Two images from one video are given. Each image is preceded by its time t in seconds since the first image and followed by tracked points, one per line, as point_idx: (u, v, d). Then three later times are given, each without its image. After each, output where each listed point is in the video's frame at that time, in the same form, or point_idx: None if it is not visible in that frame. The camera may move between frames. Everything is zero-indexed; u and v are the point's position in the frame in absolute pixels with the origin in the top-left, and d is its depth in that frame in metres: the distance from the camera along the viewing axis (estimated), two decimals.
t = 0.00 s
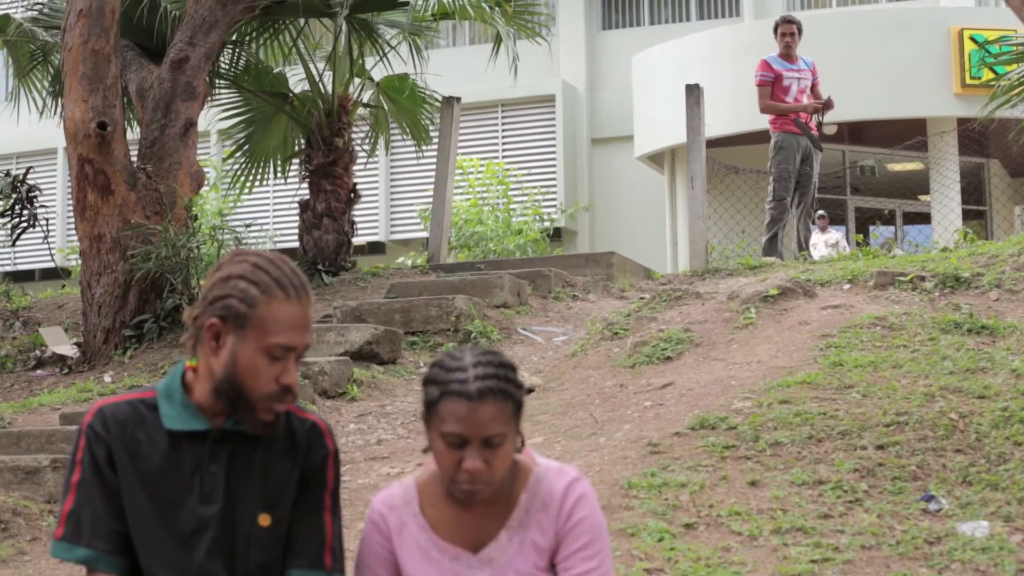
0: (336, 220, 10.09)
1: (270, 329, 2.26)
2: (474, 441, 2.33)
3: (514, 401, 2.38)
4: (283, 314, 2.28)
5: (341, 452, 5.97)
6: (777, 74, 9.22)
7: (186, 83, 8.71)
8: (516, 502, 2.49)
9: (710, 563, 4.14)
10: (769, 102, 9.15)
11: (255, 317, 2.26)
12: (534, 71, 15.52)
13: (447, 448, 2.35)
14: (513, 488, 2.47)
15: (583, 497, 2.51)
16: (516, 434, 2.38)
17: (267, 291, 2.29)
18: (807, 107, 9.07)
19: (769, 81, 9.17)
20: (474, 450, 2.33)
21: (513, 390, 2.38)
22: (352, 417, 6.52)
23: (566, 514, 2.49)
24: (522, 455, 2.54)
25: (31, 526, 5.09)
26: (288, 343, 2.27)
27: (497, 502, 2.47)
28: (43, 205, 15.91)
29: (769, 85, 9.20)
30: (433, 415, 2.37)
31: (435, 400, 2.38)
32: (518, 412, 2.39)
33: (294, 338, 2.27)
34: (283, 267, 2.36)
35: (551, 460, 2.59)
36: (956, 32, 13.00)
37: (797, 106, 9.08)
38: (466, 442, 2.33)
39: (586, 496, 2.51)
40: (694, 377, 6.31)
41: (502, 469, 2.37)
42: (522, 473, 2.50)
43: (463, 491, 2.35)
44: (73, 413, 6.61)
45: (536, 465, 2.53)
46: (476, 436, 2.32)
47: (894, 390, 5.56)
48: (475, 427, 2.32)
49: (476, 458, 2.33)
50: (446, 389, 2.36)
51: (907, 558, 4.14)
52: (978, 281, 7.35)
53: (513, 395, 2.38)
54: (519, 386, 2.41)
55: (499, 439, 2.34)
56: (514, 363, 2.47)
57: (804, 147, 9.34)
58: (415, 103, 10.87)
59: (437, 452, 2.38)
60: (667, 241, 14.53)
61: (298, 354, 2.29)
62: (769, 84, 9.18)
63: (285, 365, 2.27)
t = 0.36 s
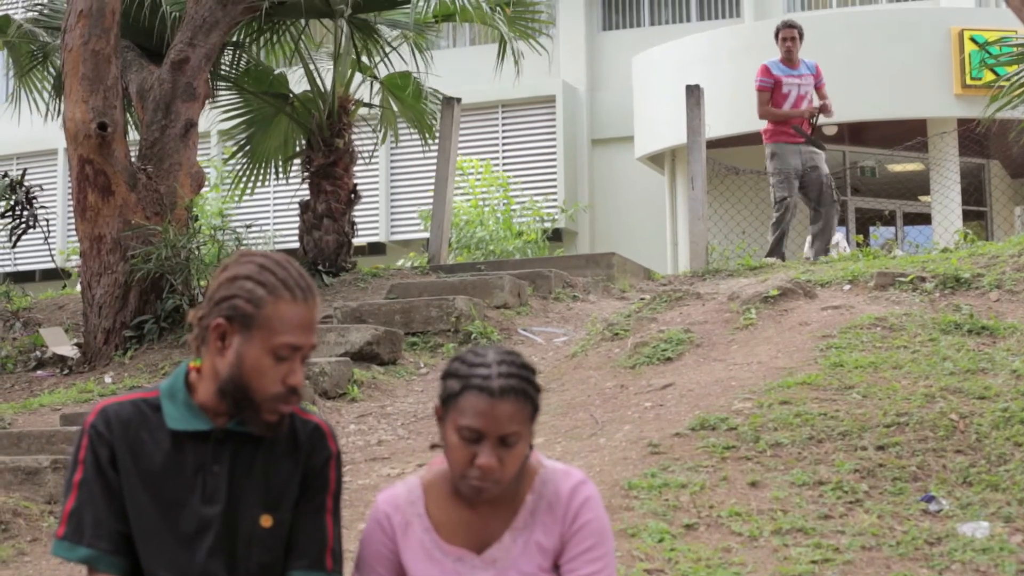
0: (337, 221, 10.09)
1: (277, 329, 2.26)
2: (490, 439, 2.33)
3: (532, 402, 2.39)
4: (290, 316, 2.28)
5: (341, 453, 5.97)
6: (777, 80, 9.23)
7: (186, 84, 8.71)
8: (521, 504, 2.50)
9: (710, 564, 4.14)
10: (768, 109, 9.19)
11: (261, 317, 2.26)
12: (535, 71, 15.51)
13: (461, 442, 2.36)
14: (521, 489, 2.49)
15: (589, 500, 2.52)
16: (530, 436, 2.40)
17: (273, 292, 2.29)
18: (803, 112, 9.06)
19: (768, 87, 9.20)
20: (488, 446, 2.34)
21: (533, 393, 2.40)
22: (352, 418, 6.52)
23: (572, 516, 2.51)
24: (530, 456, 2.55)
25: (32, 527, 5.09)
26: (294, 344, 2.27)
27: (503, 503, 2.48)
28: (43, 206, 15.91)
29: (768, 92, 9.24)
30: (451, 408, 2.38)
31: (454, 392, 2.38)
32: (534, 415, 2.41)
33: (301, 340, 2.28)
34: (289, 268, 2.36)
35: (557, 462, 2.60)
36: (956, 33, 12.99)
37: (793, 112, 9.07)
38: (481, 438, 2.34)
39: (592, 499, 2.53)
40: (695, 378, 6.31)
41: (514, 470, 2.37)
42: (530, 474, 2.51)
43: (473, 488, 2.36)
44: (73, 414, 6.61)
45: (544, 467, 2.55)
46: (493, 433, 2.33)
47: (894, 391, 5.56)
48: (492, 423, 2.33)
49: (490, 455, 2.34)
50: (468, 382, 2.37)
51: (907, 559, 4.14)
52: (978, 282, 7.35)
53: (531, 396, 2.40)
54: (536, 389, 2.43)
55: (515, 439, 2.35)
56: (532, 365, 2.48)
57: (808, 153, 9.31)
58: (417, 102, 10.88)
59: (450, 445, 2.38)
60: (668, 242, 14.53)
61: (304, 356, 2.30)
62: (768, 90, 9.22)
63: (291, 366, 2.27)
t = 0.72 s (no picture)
0: (337, 221, 10.08)
1: (281, 329, 2.26)
2: (494, 432, 2.34)
3: (539, 399, 2.40)
4: (295, 317, 2.28)
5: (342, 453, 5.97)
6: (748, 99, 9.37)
7: (187, 84, 8.71)
8: (523, 503, 2.51)
9: (710, 564, 4.14)
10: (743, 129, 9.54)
11: (266, 318, 2.26)
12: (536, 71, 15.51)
13: (465, 435, 2.36)
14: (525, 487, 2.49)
15: (590, 501, 2.53)
16: (536, 434, 2.40)
17: (279, 292, 2.29)
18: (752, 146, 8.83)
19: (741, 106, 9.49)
20: (492, 440, 2.34)
21: (539, 389, 2.41)
22: (352, 418, 6.52)
23: (573, 517, 2.51)
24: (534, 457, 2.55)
25: (32, 527, 5.09)
26: (299, 344, 2.27)
27: (506, 503, 2.48)
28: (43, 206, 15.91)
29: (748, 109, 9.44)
30: (457, 401, 2.39)
31: (461, 385, 2.39)
32: (540, 412, 2.41)
33: (305, 340, 2.28)
34: (294, 270, 2.36)
35: (559, 463, 2.61)
36: (957, 33, 12.99)
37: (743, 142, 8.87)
38: (485, 431, 2.34)
39: (594, 500, 2.53)
40: (695, 378, 6.31)
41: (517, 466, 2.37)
42: (533, 473, 2.52)
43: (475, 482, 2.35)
44: (73, 414, 6.61)
45: (547, 468, 2.55)
46: (497, 426, 2.33)
47: (894, 391, 5.56)
48: (497, 416, 2.33)
49: (493, 448, 2.33)
50: (475, 376, 2.38)
51: (907, 559, 4.14)
52: (978, 282, 7.34)
53: (538, 393, 2.40)
54: (545, 388, 2.44)
55: (519, 433, 2.35)
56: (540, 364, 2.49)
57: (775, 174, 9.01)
58: (416, 104, 10.88)
59: (454, 439, 2.38)
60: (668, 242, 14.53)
61: (308, 357, 2.30)
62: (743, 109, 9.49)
63: (295, 367, 2.27)
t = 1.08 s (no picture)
0: (351, 220, 10.07)
1: (295, 328, 2.26)
2: (500, 414, 2.41)
3: (545, 383, 2.47)
4: (309, 316, 2.28)
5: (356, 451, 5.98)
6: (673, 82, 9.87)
7: (199, 83, 8.71)
8: (544, 494, 2.52)
9: (725, 562, 4.12)
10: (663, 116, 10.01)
11: (280, 316, 2.26)
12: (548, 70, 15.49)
13: (473, 419, 2.43)
14: (542, 478, 2.52)
15: (609, 495, 2.55)
16: (544, 419, 2.45)
17: (293, 291, 2.29)
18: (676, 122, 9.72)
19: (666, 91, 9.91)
20: (498, 422, 2.41)
21: (546, 375, 2.48)
22: (367, 416, 6.52)
23: (593, 508, 2.53)
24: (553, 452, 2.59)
25: (45, 526, 5.10)
26: (313, 343, 2.26)
27: (525, 492, 2.50)
28: (56, 205, 15.95)
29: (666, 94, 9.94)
30: (467, 388, 2.47)
31: (471, 372, 2.49)
32: (549, 398, 2.47)
33: (321, 338, 2.28)
34: (310, 268, 2.36)
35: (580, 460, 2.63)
36: (969, 31, 12.94)
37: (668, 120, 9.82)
38: (491, 414, 2.41)
39: (614, 493, 2.55)
40: (710, 376, 6.30)
41: (525, 451, 2.41)
42: (551, 467, 2.55)
43: (486, 467, 2.41)
44: (87, 413, 6.63)
45: (567, 463, 2.58)
46: (502, 407, 2.41)
47: (909, 389, 5.54)
48: (502, 397, 2.41)
49: (498, 430, 2.40)
50: (482, 362, 2.48)
51: (922, 557, 4.11)
52: (992, 279, 7.30)
53: (544, 378, 2.47)
54: (554, 376, 2.51)
55: (525, 416, 2.42)
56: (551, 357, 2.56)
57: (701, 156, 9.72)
58: (429, 101, 10.88)
59: (466, 426, 2.46)
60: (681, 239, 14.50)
61: (323, 356, 2.29)
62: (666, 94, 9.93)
63: (309, 366, 2.26)
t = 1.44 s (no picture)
0: (381, 219, 10.11)
1: (325, 325, 2.29)
2: (512, 404, 2.50)
3: (555, 371, 2.55)
4: (339, 314, 2.31)
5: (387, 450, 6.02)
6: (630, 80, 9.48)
7: (229, 82, 8.80)
8: (566, 494, 2.56)
9: (756, 561, 4.13)
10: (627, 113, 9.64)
11: (310, 314, 2.29)
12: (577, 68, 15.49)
13: (488, 411, 2.53)
14: (565, 473, 2.56)
15: (633, 492, 2.56)
16: (558, 408, 2.53)
17: (323, 289, 2.32)
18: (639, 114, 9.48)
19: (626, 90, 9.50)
20: (511, 412, 2.50)
21: (556, 364, 2.57)
22: (397, 415, 6.57)
23: (616, 506, 2.54)
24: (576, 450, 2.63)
25: (77, 525, 5.17)
26: (342, 341, 2.29)
27: (549, 489, 2.54)
28: (87, 205, 16.11)
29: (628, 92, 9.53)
30: (481, 383, 2.57)
31: (484, 368, 2.59)
32: (562, 387, 2.55)
33: (350, 336, 2.31)
34: (341, 267, 2.40)
35: (605, 457, 2.66)
36: (999, 30, 12.84)
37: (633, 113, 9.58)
38: (504, 404, 2.50)
39: (636, 491, 2.56)
40: (740, 374, 6.29)
41: (540, 440, 2.49)
42: (573, 464, 2.58)
43: (503, 459, 2.49)
44: (119, 412, 6.70)
45: (590, 461, 2.61)
46: (513, 396, 2.50)
47: (939, 387, 5.52)
48: (513, 387, 2.50)
49: (511, 419, 2.49)
50: (494, 358, 2.58)
51: (953, 556, 4.11)
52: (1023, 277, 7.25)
53: (554, 367, 2.56)
54: (565, 366, 2.58)
55: (536, 404, 2.50)
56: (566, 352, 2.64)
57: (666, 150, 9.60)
58: (461, 98, 10.91)
59: (482, 419, 2.55)
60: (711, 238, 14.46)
61: (353, 354, 2.32)
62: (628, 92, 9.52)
63: (339, 363, 2.29)
